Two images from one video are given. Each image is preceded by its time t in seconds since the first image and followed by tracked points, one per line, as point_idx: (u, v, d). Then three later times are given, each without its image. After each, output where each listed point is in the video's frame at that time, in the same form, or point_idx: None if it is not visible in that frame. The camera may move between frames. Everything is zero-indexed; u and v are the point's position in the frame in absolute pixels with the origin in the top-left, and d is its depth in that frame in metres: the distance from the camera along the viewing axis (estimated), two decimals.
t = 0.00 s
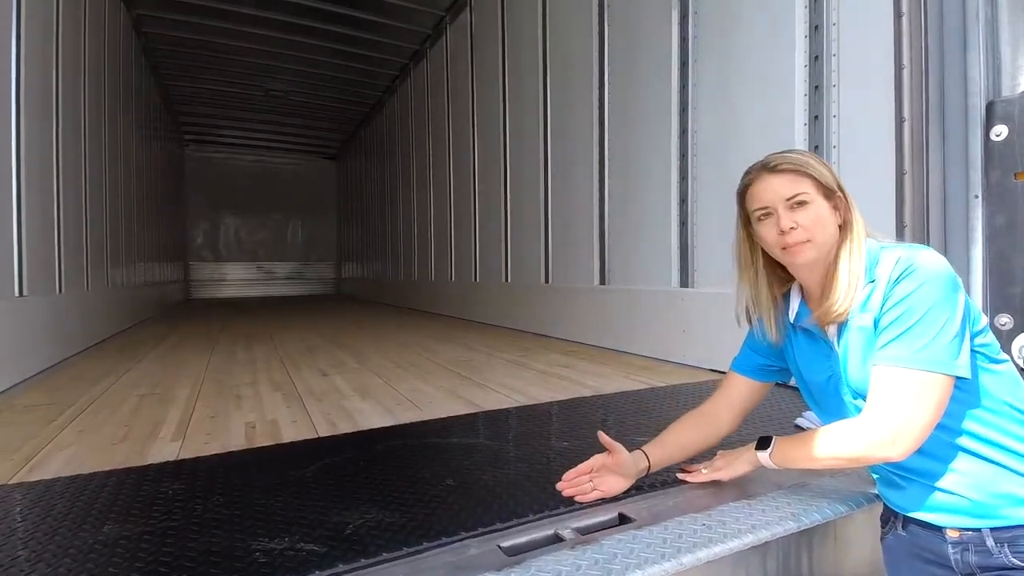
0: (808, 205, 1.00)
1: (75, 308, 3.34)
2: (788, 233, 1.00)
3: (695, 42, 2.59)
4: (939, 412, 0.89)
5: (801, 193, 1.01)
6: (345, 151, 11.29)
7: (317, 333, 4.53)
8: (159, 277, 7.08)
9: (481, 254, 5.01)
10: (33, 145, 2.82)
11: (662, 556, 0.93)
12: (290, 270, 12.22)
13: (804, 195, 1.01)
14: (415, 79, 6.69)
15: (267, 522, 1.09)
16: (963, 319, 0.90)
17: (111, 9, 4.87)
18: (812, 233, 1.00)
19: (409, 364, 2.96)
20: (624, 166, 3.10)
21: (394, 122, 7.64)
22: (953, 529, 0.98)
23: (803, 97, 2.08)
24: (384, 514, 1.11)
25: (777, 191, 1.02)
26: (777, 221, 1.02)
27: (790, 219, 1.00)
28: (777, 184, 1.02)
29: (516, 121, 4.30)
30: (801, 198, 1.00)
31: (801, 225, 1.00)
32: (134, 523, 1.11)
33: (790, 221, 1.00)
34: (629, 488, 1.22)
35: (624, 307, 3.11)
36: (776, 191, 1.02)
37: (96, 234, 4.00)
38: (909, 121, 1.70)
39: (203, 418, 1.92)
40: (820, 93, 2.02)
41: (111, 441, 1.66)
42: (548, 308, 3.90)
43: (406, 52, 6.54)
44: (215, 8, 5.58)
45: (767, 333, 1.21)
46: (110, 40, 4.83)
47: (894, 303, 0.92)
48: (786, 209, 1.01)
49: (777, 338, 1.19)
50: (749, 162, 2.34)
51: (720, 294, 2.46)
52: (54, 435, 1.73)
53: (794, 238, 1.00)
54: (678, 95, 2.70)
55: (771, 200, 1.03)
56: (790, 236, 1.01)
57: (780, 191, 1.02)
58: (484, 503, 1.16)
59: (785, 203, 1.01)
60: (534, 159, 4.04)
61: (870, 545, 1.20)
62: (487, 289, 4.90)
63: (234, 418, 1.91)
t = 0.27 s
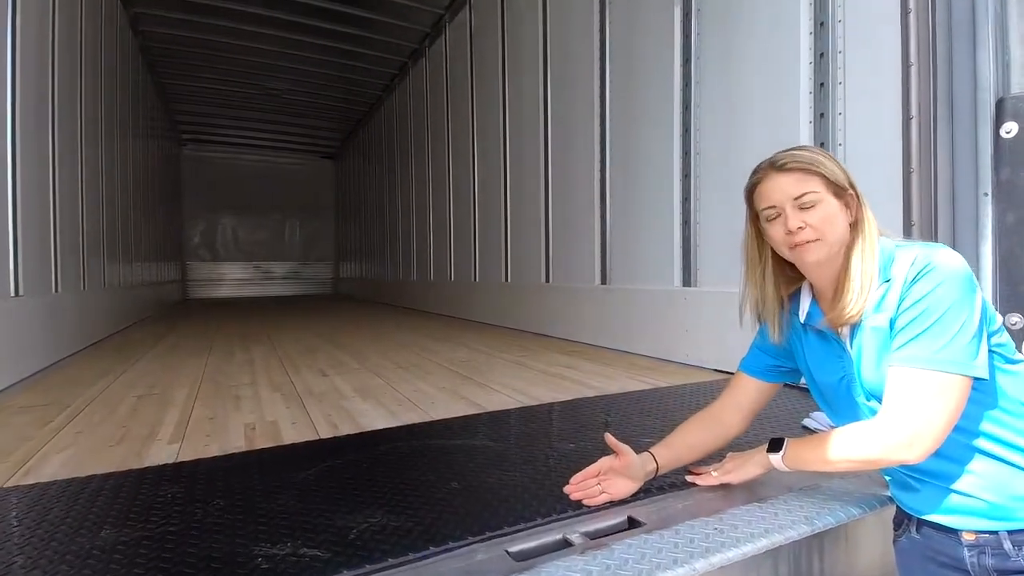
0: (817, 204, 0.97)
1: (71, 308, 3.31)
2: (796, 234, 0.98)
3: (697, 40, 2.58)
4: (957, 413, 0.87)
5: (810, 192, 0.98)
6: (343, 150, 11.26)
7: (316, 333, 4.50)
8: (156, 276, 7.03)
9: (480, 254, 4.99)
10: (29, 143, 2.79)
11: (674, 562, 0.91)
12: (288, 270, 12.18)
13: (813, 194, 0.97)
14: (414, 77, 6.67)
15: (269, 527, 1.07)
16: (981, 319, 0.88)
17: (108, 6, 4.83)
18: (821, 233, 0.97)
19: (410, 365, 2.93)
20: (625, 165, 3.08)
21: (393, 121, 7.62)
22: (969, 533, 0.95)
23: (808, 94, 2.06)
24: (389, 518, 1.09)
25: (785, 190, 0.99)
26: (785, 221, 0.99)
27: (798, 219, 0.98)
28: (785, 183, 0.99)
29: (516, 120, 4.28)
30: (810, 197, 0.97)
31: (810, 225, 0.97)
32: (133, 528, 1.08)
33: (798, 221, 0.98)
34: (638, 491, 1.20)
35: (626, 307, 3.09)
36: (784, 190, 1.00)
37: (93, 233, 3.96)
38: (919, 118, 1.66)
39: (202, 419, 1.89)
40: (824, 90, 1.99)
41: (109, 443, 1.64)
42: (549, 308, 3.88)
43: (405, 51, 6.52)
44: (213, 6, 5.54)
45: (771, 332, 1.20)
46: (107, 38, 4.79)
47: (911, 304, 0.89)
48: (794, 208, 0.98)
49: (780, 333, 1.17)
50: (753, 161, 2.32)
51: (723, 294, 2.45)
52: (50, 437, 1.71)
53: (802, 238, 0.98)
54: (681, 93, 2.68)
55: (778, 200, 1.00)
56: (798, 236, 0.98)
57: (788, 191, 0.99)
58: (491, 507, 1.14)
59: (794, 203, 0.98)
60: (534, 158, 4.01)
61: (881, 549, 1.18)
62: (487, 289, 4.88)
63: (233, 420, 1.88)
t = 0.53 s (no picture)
0: (809, 212, 0.94)
1: (67, 308, 3.28)
2: (787, 242, 0.97)
3: (699, 38, 2.56)
4: (972, 416, 0.85)
5: (800, 199, 0.95)
6: (341, 150, 11.23)
7: (314, 333, 4.48)
8: (153, 276, 7.00)
9: (480, 253, 4.97)
10: (25, 141, 2.76)
11: (684, 565, 0.89)
12: (286, 270, 12.15)
13: (802, 201, 0.95)
14: (413, 77, 6.64)
15: (270, 530, 1.05)
16: (996, 321, 0.86)
17: (104, 4, 4.79)
18: (811, 240, 0.95)
19: (410, 365, 2.91)
20: (626, 163, 3.06)
21: (391, 120, 7.59)
22: (982, 534, 0.93)
23: (812, 92, 2.05)
24: (392, 521, 1.07)
25: (775, 197, 0.97)
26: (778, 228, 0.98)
27: (788, 227, 0.96)
28: (775, 191, 0.96)
29: (516, 118, 4.26)
30: (799, 204, 0.95)
31: (800, 232, 0.95)
32: (131, 532, 1.06)
33: (789, 230, 0.96)
34: (644, 493, 1.19)
35: (627, 307, 3.07)
36: (774, 197, 0.97)
37: (89, 233, 3.94)
38: (923, 117, 1.68)
39: (200, 421, 1.87)
40: (828, 88, 1.98)
41: (107, 445, 1.61)
42: (549, 308, 3.87)
43: (403, 50, 6.50)
44: (210, 4, 5.51)
45: (781, 324, 1.18)
46: (104, 36, 4.76)
47: (925, 306, 0.88)
48: (784, 216, 0.96)
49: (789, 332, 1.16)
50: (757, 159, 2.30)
51: (725, 293, 2.44)
52: (47, 439, 1.68)
53: (794, 245, 0.97)
54: (683, 91, 2.67)
55: (771, 205, 0.98)
56: (790, 243, 0.97)
57: (778, 198, 0.97)
58: (495, 509, 1.13)
59: (785, 211, 0.96)
60: (534, 157, 4.00)
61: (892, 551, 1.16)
62: (486, 288, 4.86)
63: (232, 421, 1.86)
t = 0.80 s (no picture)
0: (813, 206, 0.94)
1: (61, 309, 3.26)
2: (790, 237, 0.96)
3: (696, 37, 2.57)
4: (973, 415, 0.85)
5: (804, 192, 0.95)
6: (337, 150, 11.21)
7: (310, 334, 4.46)
8: (147, 277, 6.96)
9: (476, 253, 4.97)
10: (18, 140, 2.74)
11: (684, 566, 0.89)
12: (281, 271, 12.11)
13: (807, 195, 0.95)
14: (409, 77, 6.64)
15: (266, 532, 1.04)
16: (996, 319, 0.86)
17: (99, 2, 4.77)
18: (814, 235, 0.95)
19: (407, 365, 2.91)
20: (623, 162, 3.06)
21: (387, 120, 7.58)
22: (982, 534, 0.93)
23: (810, 92, 2.04)
24: (390, 522, 1.06)
25: (779, 191, 0.97)
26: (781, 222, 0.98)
27: (792, 222, 0.96)
28: (779, 185, 0.96)
29: (512, 118, 4.26)
30: (804, 198, 0.95)
31: (804, 226, 0.95)
32: (125, 534, 1.05)
33: (792, 224, 0.96)
34: (643, 493, 1.18)
35: (624, 307, 3.07)
36: (778, 190, 0.97)
37: (83, 233, 3.91)
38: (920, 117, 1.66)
39: (195, 422, 1.85)
40: (825, 88, 1.98)
41: (100, 446, 1.60)
42: (546, 308, 3.87)
43: (400, 49, 6.49)
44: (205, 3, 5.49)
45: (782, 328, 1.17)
46: (98, 35, 4.73)
47: (924, 304, 0.87)
48: (788, 210, 0.96)
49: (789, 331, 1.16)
50: (754, 159, 2.31)
51: (722, 293, 2.44)
52: (39, 440, 1.67)
53: (797, 240, 0.97)
54: (680, 90, 2.67)
55: (774, 200, 0.98)
56: (793, 238, 0.97)
57: (782, 192, 0.97)
58: (493, 509, 1.12)
59: (789, 205, 0.96)
60: (531, 157, 4.00)
61: (891, 551, 1.16)
62: (483, 289, 4.86)
63: (227, 422, 1.85)
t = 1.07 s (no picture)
0: (814, 198, 0.95)
1: (48, 310, 3.22)
2: (790, 227, 0.96)
3: (688, 39, 2.57)
4: (961, 412, 0.85)
5: (806, 184, 0.96)
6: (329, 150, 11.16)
7: (301, 334, 4.44)
8: (136, 277, 6.89)
9: (469, 253, 4.96)
10: (4, 140, 2.70)
11: (676, 565, 0.89)
12: (273, 271, 12.05)
13: (809, 186, 0.96)
14: (401, 76, 6.62)
15: (254, 535, 1.03)
16: (983, 317, 0.86)
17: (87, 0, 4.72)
18: (814, 227, 0.95)
19: (399, 366, 2.90)
20: (616, 163, 3.06)
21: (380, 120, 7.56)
22: (969, 531, 0.94)
23: (799, 93, 2.06)
24: (380, 524, 1.06)
25: (781, 182, 0.98)
26: (780, 213, 0.98)
27: (792, 212, 0.96)
28: (782, 175, 0.97)
29: (505, 117, 4.25)
30: (806, 189, 0.96)
31: (804, 217, 0.95)
32: (112, 538, 1.03)
33: (793, 214, 0.96)
34: (635, 493, 1.18)
35: (617, 307, 3.07)
36: (781, 181, 0.98)
37: (71, 233, 3.87)
38: (908, 118, 1.68)
39: (184, 424, 1.84)
40: (815, 89, 2.00)
41: (87, 449, 1.58)
42: (539, 308, 3.86)
43: (392, 49, 6.47)
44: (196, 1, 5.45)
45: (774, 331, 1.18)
46: (86, 33, 4.68)
47: (915, 301, 0.87)
48: (789, 201, 0.97)
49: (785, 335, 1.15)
50: (745, 160, 2.31)
51: (714, 293, 2.44)
52: (25, 443, 1.65)
53: (797, 231, 0.96)
54: (672, 91, 2.68)
55: (775, 191, 0.99)
56: (792, 229, 0.97)
57: (785, 182, 0.98)
58: (484, 510, 1.12)
59: (790, 195, 0.97)
60: (524, 157, 3.99)
61: (881, 549, 1.16)
62: (476, 289, 4.85)
63: (217, 424, 1.84)
